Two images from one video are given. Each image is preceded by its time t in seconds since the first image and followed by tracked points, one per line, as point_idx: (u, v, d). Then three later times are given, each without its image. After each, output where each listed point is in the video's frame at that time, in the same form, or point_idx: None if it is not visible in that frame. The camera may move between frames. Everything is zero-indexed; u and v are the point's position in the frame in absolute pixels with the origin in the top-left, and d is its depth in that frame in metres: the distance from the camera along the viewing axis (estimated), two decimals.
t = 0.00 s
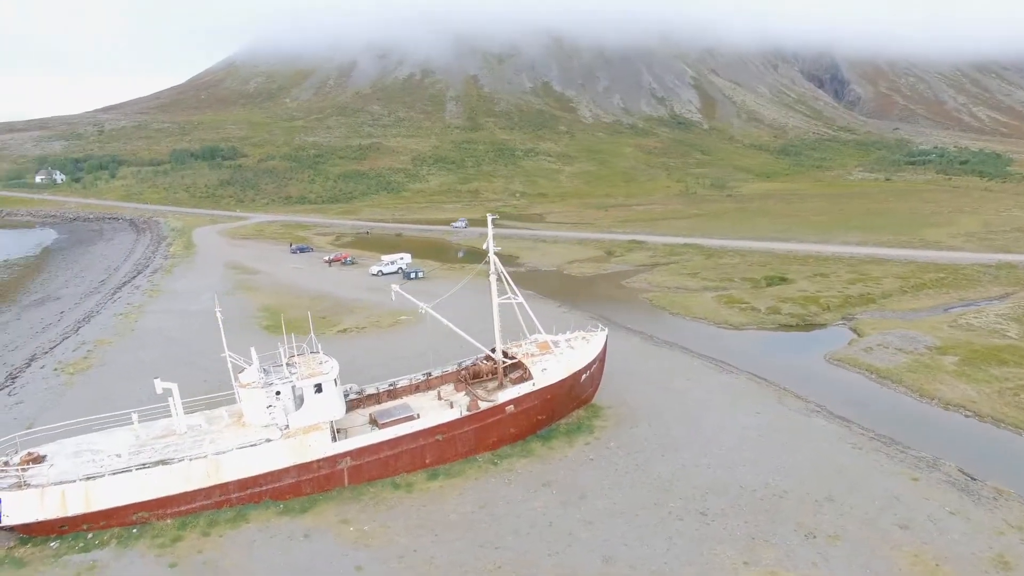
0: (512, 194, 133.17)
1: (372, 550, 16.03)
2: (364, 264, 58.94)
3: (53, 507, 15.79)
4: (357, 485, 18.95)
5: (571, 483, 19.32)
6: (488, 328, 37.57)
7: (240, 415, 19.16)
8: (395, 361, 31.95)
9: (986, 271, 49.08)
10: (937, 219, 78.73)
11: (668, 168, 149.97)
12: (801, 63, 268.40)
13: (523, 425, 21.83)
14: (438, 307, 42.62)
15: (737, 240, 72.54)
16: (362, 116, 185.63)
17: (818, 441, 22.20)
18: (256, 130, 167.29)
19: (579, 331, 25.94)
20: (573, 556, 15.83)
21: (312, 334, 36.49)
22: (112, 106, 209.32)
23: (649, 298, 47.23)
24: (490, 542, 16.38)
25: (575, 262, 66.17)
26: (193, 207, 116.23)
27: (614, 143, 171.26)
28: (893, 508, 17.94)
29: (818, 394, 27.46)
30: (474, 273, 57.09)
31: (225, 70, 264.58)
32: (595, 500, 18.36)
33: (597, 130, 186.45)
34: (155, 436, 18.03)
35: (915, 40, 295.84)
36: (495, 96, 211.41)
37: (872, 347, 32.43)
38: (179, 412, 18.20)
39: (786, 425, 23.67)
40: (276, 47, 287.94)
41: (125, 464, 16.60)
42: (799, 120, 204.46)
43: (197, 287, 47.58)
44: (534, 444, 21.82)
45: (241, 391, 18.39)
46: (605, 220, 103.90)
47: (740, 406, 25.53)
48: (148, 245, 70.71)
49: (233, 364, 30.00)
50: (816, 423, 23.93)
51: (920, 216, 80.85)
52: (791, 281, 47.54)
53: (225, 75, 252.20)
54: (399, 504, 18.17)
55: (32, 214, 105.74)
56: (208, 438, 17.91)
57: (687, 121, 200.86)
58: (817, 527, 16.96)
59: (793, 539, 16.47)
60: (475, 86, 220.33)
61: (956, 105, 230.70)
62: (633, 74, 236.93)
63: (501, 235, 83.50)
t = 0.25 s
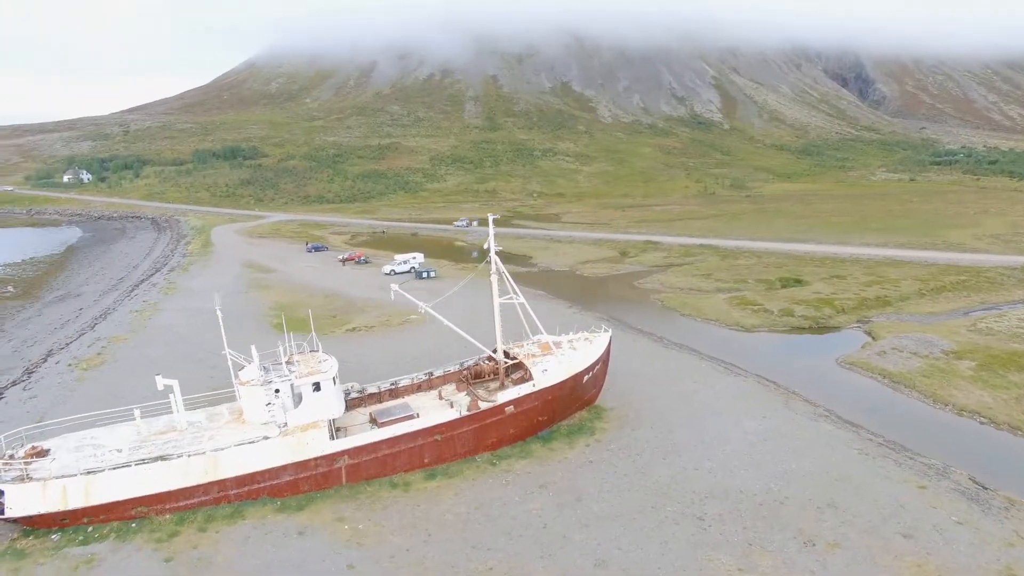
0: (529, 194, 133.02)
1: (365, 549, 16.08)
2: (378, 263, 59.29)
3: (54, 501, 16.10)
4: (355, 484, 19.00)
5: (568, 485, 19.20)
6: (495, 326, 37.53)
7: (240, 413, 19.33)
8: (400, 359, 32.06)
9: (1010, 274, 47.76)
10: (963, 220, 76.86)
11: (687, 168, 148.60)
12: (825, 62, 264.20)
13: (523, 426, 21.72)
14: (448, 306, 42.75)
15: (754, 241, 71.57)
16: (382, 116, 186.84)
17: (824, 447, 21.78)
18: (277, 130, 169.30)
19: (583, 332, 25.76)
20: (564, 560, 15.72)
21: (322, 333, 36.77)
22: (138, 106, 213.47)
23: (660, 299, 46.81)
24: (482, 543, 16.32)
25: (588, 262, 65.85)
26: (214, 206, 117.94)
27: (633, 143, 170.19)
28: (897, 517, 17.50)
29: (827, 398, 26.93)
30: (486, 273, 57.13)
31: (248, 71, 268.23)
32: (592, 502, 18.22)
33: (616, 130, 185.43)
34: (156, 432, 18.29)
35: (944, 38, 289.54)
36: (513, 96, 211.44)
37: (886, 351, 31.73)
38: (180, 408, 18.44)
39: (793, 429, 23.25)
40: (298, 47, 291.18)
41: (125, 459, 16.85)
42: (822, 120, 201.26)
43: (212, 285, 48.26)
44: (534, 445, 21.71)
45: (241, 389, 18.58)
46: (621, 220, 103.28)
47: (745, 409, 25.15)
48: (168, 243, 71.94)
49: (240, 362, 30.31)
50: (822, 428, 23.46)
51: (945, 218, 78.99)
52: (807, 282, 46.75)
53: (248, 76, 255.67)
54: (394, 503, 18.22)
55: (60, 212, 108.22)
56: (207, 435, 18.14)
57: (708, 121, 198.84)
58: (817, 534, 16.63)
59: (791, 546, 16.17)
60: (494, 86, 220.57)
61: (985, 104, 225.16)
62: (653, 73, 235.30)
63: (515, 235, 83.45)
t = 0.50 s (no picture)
0: (546, 194, 132.73)
1: (358, 548, 16.15)
2: (392, 262, 59.62)
3: (57, 494, 16.42)
4: (353, 482, 19.08)
5: (565, 488, 19.07)
6: (503, 326, 37.57)
7: (241, 411, 19.52)
8: (407, 358, 32.23)
9: None
10: (989, 222, 74.95)
11: (707, 168, 147.07)
12: (850, 61, 259.70)
13: (524, 426, 21.62)
14: (456, 306, 42.91)
15: (772, 242, 70.55)
16: (401, 117, 187.89)
17: (830, 452, 21.34)
18: (297, 130, 171.06)
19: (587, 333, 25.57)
20: (556, 563, 15.63)
21: (332, 332, 37.12)
22: (164, 107, 217.28)
23: (672, 301, 46.39)
24: (475, 545, 16.29)
25: (602, 263, 65.49)
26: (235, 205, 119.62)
27: (652, 143, 168.95)
28: (901, 526, 17.07)
29: (837, 403, 26.39)
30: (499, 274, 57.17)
31: (271, 72, 271.56)
32: (588, 506, 18.08)
33: (636, 130, 184.24)
34: (158, 428, 18.57)
35: (974, 35, 282.95)
36: (533, 96, 211.23)
37: (901, 356, 31.02)
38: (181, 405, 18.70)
39: (799, 434, 22.83)
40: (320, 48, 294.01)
41: (126, 454, 17.13)
42: (846, 119, 197.89)
43: (227, 284, 48.96)
44: (534, 447, 21.61)
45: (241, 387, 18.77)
46: (638, 221, 102.56)
47: (751, 413, 24.77)
48: (187, 242, 73.11)
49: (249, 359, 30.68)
50: (829, 433, 22.98)
51: (970, 219, 77.10)
52: (823, 285, 45.91)
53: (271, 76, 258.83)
54: (391, 503, 18.26)
55: (86, 211, 110.59)
56: (207, 432, 18.37)
57: (729, 121, 196.61)
58: (817, 543, 16.28)
59: (789, 554, 15.87)
60: (514, 86, 220.54)
61: (1017, 103, 219.44)
62: (673, 73, 233.41)
63: (530, 235, 83.37)
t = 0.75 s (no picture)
0: (564, 194, 132.35)
1: (352, 546, 16.20)
2: (405, 262, 59.91)
3: (59, 488, 16.72)
4: (351, 481, 19.15)
5: (563, 490, 18.93)
6: (510, 327, 37.56)
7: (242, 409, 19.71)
8: (412, 358, 32.35)
9: None
10: (1017, 224, 72.93)
11: (727, 168, 145.40)
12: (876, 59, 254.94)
13: (524, 427, 21.50)
14: (465, 306, 43.00)
15: (790, 243, 69.46)
16: (420, 117, 188.78)
17: (836, 458, 20.89)
18: (318, 130, 172.79)
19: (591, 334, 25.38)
20: (548, 566, 15.51)
21: (341, 330, 37.37)
22: (189, 108, 220.99)
23: (684, 302, 45.94)
24: (468, 546, 16.24)
25: (616, 263, 65.10)
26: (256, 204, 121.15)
27: (671, 143, 167.57)
28: (905, 537, 16.60)
29: (847, 408, 25.84)
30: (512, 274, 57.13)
31: (294, 73, 274.61)
32: (585, 508, 17.92)
33: (655, 130, 182.86)
34: (160, 424, 18.83)
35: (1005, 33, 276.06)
36: (552, 96, 210.85)
37: (916, 360, 30.26)
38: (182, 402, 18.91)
39: (805, 439, 22.38)
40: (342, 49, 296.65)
41: (127, 449, 17.40)
42: (871, 119, 194.23)
43: (242, 282, 49.59)
44: (534, 448, 21.49)
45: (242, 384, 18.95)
46: (655, 221, 101.78)
47: (757, 417, 24.37)
48: (206, 240, 74.18)
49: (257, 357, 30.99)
50: (836, 439, 22.48)
51: (997, 221, 75.10)
52: (839, 287, 45.05)
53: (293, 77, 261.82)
54: (386, 502, 18.27)
55: (111, 210, 112.87)
56: (207, 429, 18.58)
57: (751, 121, 194.15)
58: (816, 551, 15.92)
59: (786, 562, 15.56)
60: (533, 86, 220.29)
61: None
62: (694, 72, 231.22)
63: (545, 235, 83.20)
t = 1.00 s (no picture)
0: (581, 194, 131.83)
1: (346, 545, 16.25)
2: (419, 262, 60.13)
3: (62, 481, 17.06)
4: (349, 480, 19.23)
5: (560, 492, 18.78)
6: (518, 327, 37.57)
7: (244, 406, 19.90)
8: (419, 357, 32.49)
9: None
10: None
11: (748, 168, 143.55)
12: (903, 57, 249.78)
13: (524, 428, 21.39)
14: (475, 306, 43.02)
15: (809, 245, 68.31)
16: (440, 117, 189.48)
17: (843, 465, 20.44)
18: (338, 130, 174.37)
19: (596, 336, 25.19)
20: (540, 568, 15.41)
21: (351, 329, 37.61)
22: (214, 108, 224.48)
23: (697, 303, 45.44)
24: (461, 548, 16.19)
25: (630, 264, 64.66)
26: (276, 203, 122.57)
27: (691, 143, 165.96)
28: (909, 548, 16.14)
29: (857, 413, 25.28)
30: (525, 275, 57.04)
31: (316, 73, 277.48)
32: (582, 511, 17.77)
33: (675, 130, 181.28)
34: (163, 420, 19.11)
35: None
36: (571, 96, 210.19)
37: (931, 365, 29.49)
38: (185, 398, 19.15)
39: (812, 444, 21.94)
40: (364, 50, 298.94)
41: (128, 445, 17.68)
42: (898, 118, 190.38)
43: (257, 280, 50.16)
44: (534, 449, 21.37)
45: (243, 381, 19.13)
46: (673, 222, 100.86)
47: (763, 420, 23.96)
48: (226, 239, 75.25)
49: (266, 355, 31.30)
50: (844, 445, 22.00)
51: None
52: (856, 289, 44.17)
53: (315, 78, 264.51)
54: (383, 502, 18.29)
55: (136, 208, 115.11)
56: (209, 425, 18.80)
57: (774, 121, 191.47)
58: (815, 561, 15.58)
59: (784, 570, 15.25)
60: (552, 86, 219.86)
61: None
62: (716, 72, 228.76)
63: (561, 236, 82.92)
